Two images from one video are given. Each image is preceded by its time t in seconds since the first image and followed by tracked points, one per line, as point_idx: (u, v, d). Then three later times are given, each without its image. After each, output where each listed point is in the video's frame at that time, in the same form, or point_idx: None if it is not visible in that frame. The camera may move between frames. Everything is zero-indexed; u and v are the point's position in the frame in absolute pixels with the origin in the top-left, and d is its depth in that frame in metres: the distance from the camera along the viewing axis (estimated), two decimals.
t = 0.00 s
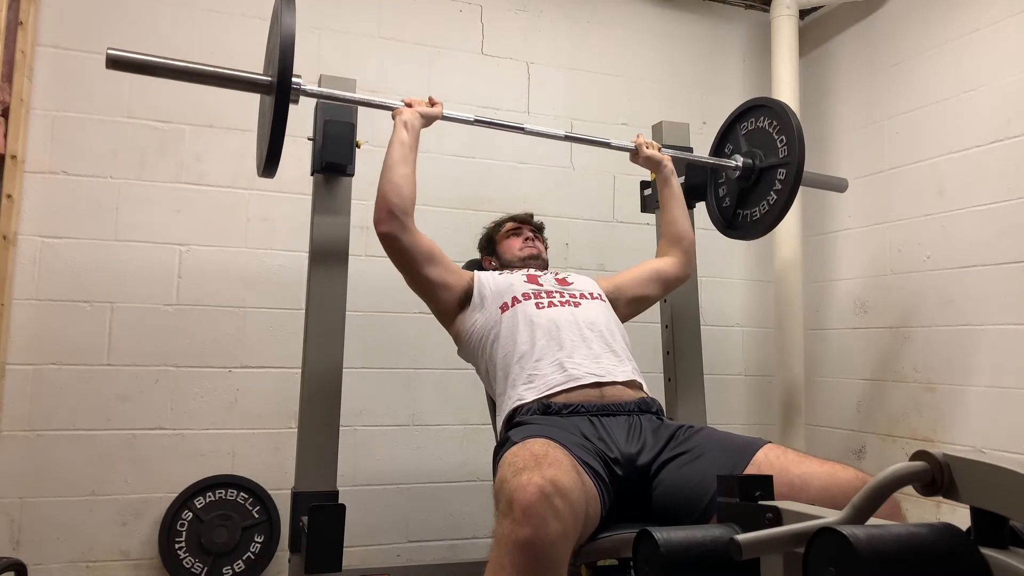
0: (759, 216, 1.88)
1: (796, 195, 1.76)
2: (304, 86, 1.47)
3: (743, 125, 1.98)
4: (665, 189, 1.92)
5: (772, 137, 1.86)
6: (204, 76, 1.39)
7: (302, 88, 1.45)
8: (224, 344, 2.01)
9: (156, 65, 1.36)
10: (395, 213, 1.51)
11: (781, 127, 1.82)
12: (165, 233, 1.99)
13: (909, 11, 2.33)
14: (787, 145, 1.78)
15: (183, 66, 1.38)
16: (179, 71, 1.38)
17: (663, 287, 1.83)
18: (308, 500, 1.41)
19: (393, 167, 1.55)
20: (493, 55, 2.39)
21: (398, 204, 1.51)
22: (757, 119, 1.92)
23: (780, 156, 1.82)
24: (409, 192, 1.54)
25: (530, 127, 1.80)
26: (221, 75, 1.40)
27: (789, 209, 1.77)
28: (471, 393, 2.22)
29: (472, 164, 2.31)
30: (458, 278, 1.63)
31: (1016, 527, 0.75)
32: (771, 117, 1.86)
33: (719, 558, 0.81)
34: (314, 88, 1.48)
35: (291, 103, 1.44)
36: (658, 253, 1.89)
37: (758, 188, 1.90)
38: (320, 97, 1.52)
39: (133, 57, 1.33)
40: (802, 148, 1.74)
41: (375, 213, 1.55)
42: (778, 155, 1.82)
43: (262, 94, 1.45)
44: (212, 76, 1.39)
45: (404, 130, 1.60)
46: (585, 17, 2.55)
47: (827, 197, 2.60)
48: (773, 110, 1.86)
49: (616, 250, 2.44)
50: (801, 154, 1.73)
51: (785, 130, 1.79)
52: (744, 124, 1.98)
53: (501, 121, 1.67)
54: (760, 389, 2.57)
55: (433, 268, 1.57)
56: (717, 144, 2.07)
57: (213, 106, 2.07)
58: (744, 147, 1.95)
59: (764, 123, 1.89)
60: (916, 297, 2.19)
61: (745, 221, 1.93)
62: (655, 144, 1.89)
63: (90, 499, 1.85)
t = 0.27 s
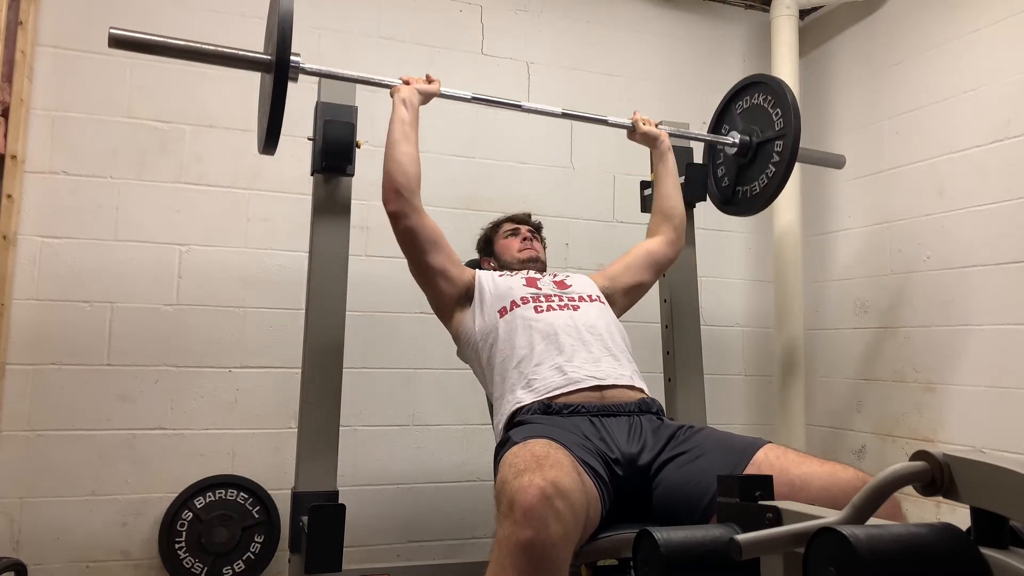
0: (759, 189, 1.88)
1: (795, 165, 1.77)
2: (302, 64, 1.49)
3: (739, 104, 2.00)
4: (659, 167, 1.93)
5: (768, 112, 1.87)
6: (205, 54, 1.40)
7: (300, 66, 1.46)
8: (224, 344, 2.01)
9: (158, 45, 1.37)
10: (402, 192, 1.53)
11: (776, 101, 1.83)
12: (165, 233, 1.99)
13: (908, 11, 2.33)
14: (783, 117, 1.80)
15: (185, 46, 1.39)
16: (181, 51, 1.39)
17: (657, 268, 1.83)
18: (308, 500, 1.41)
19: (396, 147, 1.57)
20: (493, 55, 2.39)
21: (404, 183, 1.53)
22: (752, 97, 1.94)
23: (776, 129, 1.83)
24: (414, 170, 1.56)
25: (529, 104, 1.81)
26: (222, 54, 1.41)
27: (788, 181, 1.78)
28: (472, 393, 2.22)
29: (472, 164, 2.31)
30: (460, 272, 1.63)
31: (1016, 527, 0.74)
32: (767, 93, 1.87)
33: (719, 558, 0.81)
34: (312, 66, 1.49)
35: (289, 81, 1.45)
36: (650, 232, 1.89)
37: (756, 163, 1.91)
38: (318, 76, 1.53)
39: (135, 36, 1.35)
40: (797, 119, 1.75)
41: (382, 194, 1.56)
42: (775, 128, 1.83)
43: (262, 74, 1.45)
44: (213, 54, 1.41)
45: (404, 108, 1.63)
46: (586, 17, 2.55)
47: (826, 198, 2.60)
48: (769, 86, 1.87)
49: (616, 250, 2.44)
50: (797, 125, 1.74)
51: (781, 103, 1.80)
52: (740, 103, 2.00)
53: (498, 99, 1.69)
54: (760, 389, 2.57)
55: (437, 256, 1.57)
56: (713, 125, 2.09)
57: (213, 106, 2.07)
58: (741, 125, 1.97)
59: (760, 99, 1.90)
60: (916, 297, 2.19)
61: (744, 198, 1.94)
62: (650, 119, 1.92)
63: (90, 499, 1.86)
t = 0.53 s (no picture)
0: (760, 168, 1.88)
1: (795, 142, 1.76)
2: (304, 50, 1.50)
3: (740, 86, 2.00)
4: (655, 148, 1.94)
5: (768, 92, 1.88)
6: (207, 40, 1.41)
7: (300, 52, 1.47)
8: (224, 344, 2.01)
9: (161, 32, 1.37)
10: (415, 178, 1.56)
11: (776, 80, 1.83)
12: (165, 233, 1.99)
13: (909, 11, 2.33)
14: (783, 96, 1.79)
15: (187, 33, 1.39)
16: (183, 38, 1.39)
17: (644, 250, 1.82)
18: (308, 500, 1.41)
19: (405, 133, 1.60)
20: (493, 55, 2.40)
21: (416, 168, 1.57)
22: (753, 78, 1.94)
23: (776, 108, 1.83)
24: (426, 155, 1.59)
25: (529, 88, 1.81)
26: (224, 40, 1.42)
27: (788, 159, 1.77)
28: (472, 393, 2.22)
29: (472, 164, 2.31)
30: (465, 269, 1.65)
31: (1016, 527, 0.74)
32: (767, 73, 1.88)
33: (719, 558, 0.81)
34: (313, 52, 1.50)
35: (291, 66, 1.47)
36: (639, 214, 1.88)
37: (757, 143, 1.91)
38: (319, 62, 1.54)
39: (138, 24, 1.36)
40: (797, 96, 1.75)
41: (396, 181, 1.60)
42: (775, 106, 1.83)
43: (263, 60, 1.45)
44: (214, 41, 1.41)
45: (406, 92, 1.64)
46: (586, 17, 2.55)
47: (826, 198, 2.60)
48: (769, 66, 1.87)
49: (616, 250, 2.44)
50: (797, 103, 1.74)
51: (781, 82, 1.80)
52: (741, 85, 2.00)
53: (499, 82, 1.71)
54: (760, 389, 2.57)
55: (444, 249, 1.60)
56: (715, 108, 2.10)
57: (213, 106, 2.07)
58: (742, 106, 1.97)
59: (760, 80, 1.90)
60: (916, 297, 2.19)
61: (745, 178, 1.94)
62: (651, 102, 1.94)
63: (90, 499, 1.85)
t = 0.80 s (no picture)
0: (762, 163, 1.88)
1: (797, 137, 1.76)
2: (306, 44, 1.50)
3: (743, 82, 2.00)
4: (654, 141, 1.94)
5: (770, 87, 1.88)
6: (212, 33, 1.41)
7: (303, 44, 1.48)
8: (224, 344, 2.01)
9: (166, 25, 1.38)
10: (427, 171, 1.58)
11: (778, 75, 1.83)
12: (165, 233, 1.99)
13: (909, 11, 2.33)
14: (785, 90, 1.79)
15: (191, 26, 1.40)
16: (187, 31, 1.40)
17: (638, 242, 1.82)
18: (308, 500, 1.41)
19: (415, 127, 1.61)
20: (493, 55, 2.40)
21: (427, 161, 1.58)
22: (755, 73, 1.95)
23: (778, 103, 1.83)
24: (436, 149, 1.61)
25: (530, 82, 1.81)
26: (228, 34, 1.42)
27: (790, 154, 1.77)
28: (472, 393, 2.22)
29: (472, 164, 2.31)
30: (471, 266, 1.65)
31: (1016, 527, 0.74)
32: (769, 68, 1.88)
33: (719, 559, 0.81)
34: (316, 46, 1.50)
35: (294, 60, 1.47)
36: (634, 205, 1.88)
37: (760, 137, 1.90)
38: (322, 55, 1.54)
39: (143, 17, 1.36)
40: (800, 90, 1.75)
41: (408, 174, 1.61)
42: (777, 101, 1.83)
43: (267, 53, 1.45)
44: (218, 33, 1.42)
45: (409, 85, 1.65)
46: (586, 18, 2.55)
47: (826, 198, 2.60)
48: (771, 61, 1.87)
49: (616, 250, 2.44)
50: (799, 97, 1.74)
51: (783, 77, 1.81)
52: (744, 80, 2.00)
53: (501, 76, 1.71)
54: (760, 389, 2.57)
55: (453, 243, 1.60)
56: (718, 104, 2.10)
57: (213, 107, 2.07)
58: (744, 102, 1.97)
59: (763, 75, 1.91)
60: (916, 297, 2.19)
61: (748, 173, 1.94)
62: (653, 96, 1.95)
63: (90, 500, 1.86)
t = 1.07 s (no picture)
0: (764, 164, 1.88)
1: (800, 137, 1.75)
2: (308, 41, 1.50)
3: (746, 82, 2.01)
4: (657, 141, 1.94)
5: (773, 87, 1.88)
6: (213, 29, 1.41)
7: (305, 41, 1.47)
8: (224, 344, 2.01)
9: (168, 21, 1.37)
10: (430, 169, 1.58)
11: (781, 76, 1.83)
12: (165, 233, 1.99)
13: (908, 11, 2.33)
14: (788, 91, 1.79)
15: (192, 23, 1.39)
16: (189, 27, 1.39)
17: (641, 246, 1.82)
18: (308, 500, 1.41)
19: (418, 125, 1.60)
20: (494, 55, 2.40)
21: (430, 159, 1.58)
22: (758, 74, 1.95)
23: (781, 103, 1.83)
24: (440, 147, 1.60)
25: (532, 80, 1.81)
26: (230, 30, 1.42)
27: (792, 155, 1.77)
28: (472, 393, 2.22)
29: (472, 164, 2.31)
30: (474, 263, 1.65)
31: (1016, 527, 0.74)
32: (772, 68, 1.88)
33: (719, 559, 0.81)
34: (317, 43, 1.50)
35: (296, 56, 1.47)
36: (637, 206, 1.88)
37: (762, 138, 1.90)
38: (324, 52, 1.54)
39: (145, 13, 1.36)
40: (802, 91, 1.75)
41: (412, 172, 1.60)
42: (780, 102, 1.83)
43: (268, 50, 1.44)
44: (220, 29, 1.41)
45: (412, 84, 1.65)
46: (586, 18, 2.55)
47: (826, 198, 2.60)
48: (774, 62, 1.87)
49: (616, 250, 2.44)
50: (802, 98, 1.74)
51: (785, 77, 1.81)
52: (746, 81, 2.00)
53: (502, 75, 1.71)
54: (760, 388, 2.57)
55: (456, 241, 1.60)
56: (721, 104, 2.10)
57: (212, 107, 2.07)
58: (746, 102, 1.97)
59: (765, 75, 1.91)
60: (916, 297, 2.19)
61: (750, 173, 1.94)
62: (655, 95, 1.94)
63: (90, 500, 1.85)
